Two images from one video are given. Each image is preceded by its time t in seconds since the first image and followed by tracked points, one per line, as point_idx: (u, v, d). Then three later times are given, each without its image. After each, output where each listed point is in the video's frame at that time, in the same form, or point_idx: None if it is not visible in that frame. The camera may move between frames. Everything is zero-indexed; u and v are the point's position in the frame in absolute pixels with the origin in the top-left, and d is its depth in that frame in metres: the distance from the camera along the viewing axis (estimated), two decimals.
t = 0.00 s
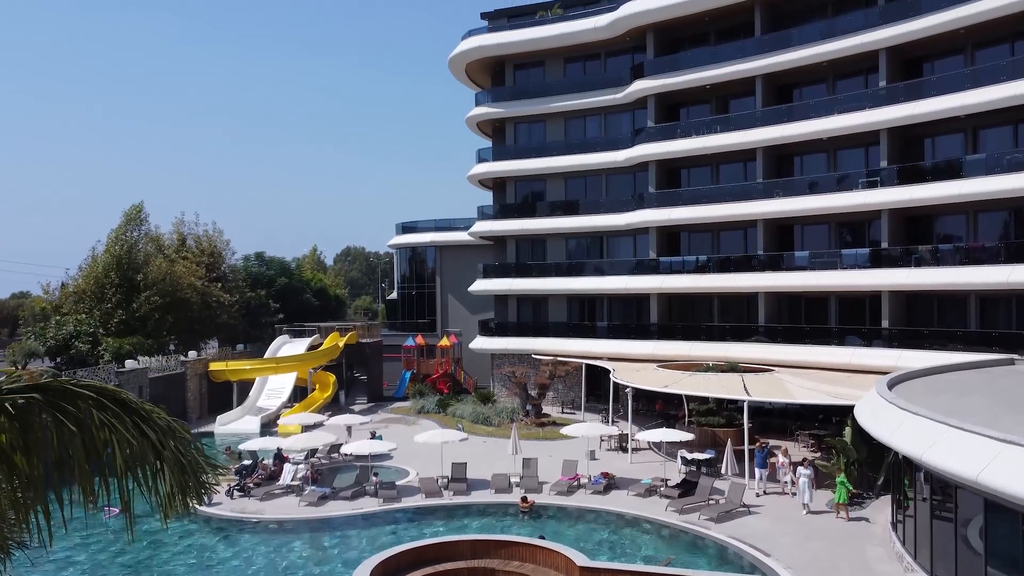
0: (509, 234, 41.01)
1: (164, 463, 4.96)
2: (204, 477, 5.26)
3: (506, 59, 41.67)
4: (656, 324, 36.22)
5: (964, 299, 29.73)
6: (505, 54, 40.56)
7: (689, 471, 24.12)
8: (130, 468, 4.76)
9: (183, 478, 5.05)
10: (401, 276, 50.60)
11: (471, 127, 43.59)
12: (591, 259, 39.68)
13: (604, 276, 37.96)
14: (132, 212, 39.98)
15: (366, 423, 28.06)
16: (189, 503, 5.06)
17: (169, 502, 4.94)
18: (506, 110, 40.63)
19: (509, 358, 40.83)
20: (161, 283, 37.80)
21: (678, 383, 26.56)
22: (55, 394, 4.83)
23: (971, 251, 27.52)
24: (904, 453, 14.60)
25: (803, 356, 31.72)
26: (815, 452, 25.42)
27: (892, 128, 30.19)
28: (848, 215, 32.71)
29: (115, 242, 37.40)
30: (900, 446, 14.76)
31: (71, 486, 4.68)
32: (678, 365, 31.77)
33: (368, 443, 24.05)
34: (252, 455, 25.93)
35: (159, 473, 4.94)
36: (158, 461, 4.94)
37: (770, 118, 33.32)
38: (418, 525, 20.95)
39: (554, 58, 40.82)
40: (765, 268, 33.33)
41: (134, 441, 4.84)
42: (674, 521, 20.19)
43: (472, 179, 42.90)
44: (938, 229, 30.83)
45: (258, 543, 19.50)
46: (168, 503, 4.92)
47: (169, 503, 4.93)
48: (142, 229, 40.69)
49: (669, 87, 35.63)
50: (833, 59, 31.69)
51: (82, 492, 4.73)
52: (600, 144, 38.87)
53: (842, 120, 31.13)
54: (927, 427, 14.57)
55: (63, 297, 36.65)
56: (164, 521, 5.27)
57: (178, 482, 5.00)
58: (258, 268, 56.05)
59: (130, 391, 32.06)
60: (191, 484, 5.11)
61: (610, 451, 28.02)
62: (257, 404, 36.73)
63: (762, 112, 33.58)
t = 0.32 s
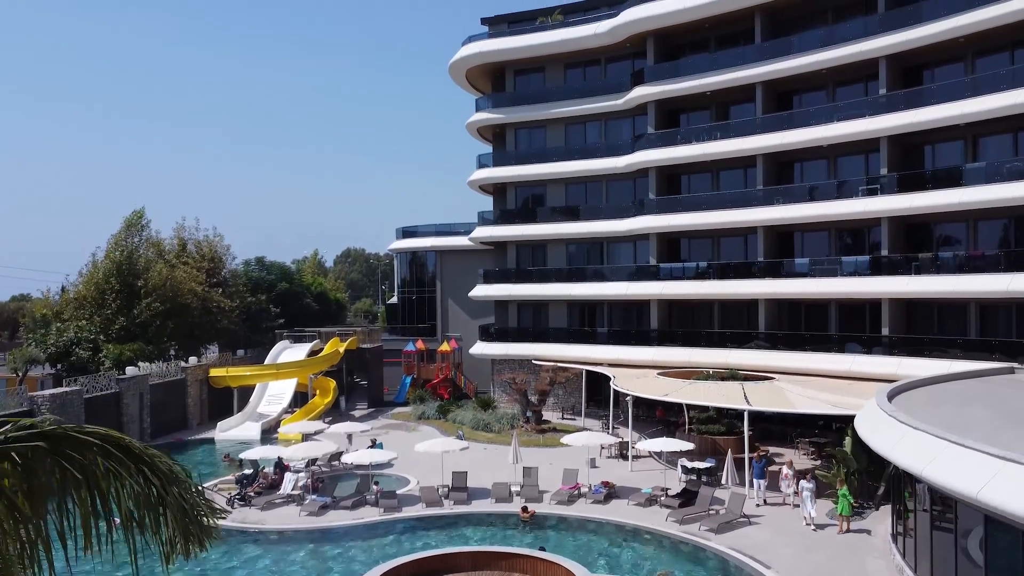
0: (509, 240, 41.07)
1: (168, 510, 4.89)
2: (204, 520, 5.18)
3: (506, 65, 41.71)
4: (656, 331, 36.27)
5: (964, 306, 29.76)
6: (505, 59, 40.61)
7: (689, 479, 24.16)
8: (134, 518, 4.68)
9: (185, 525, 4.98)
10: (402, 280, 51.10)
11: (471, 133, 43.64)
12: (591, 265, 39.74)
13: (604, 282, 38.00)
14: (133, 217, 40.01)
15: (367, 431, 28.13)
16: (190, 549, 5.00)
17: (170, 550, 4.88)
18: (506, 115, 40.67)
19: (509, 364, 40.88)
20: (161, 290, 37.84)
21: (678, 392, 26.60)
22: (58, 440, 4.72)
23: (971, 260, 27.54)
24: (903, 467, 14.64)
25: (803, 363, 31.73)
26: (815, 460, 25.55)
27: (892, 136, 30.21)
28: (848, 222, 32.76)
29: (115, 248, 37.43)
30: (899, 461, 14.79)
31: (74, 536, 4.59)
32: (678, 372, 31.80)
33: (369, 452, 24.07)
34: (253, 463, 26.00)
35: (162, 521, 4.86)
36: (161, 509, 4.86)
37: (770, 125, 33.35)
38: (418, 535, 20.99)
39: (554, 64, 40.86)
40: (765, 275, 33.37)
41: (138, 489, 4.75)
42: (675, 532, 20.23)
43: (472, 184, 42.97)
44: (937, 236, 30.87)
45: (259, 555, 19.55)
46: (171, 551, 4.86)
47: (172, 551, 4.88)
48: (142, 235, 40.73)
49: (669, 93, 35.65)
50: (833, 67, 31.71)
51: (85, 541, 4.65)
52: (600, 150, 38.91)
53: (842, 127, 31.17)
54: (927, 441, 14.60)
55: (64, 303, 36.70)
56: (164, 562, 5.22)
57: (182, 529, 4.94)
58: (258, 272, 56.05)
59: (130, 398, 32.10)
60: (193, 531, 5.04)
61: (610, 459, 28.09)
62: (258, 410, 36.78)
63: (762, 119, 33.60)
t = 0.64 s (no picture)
0: (509, 245, 41.09)
1: (171, 559, 4.86)
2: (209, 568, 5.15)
3: (506, 71, 41.76)
4: (656, 337, 36.29)
5: (965, 315, 29.76)
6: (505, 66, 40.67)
7: (690, 489, 24.19)
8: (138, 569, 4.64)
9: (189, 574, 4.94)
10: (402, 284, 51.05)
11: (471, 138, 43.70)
12: (591, 270, 39.79)
13: (605, 288, 38.02)
14: (133, 222, 40.04)
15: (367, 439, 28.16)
16: None
17: None
18: (506, 121, 40.71)
19: (509, 370, 40.91)
20: (162, 296, 37.91)
21: (679, 400, 26.61)
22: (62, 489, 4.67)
23: (971, 268, 27.55)
24: (903, 482, 14.66)
25: (803, 370, 31.77)
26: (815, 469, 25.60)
27: (892, 143, 30.21)
28: (848, 230, 32.79)
29: (115, 254, 37.49)
30: (900, 475, 14.81)
31: None
32: (678, 380, 31.84)
33: (370, 462, 24.11)
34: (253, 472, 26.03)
35: (165, 571, 4.83)
36: (165, 557, 4.84)
37: (770, 131, 33.37)
38: (419, 546, 21.03)
39: (554, 69, 40.91)
40: (765, 282, 33.40)
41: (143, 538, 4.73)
42: (675, 543, 20.26)
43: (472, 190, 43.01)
44: (937, 244, 30.90)
45: (260, 567, 19.59)
46: None
47: None
48: (143, 240, 40.79)
49: (669, 99, 35.68)
50: (833, 74, 31.73)
51: None
52: (600, 156, 38.95)
53: (842, 135, 31.18)
54: (927, 456, 14.62)
55: (64, 310, 36.76)
56: None
57: None
58: (258, 277, 56.12)
59: (131, 406, 32.14)
60: None
61: (610, 466, 28.14)
62: (258, 416, 36.84)
63: (762, 126, 33.62)
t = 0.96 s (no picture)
0: (509, 250, 41.12)
1: None
2: None
3: (507, 76, 41.79)
4: (657, 343, 36.33)
5: (965, 323, 29.78)
6: (505, 71, 40.68)
7: (690, 498, 24.18)
8: None
9: None
10: (401, 288, 50.75)
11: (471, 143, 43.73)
12: (592, 276, 39.83)
13: (605, 294, 38.03)
14: (133, 228, 40.04)
15: (368, 447, 28.18)
16: None
17: None
18: (506, 127, 40.73)
19: (509, 375, 40.95)
20: (163, 302, 37.89)
21: (679, 409, 26.63)
22: (67, 538, 4.68)
23: (971, 276, 27.56)
24: (905, 498, 14.65)
25: (803, 377, 31.80)
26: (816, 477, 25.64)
27: (892, 151, 30.22)
28: (849, 237, 32.84)
29: (115, 260, 37.49)
30: (902, 491, 14.81)
31: None
32: (679, 387, 31.85)
33: (370, 472, 24.11)
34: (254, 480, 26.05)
35: None
36: None
37: (770, 139, 33.38)
38: (420, 556, 21.05)
39: (554, 75, 40.95)
40: (765, 289, 33.41)
41: None
42: (676, 553, 20.22)
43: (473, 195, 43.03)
44: (937, 251, 30.94)
45: None
46: None
47: None
48: (143, 245, 40.79)
49: (669, 106, 35.67)
50: (834, 81, 31.74)
51: None
52: (600, 162, 38.98)
53: (842, 142, 31.19)
54: (928, 472, 14.63)
55: (64, 316, 36.75)
56: None
57: None
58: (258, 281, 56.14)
59: (132, 412, 32.15)
60: None
61: (610, 474, 28.18)
62: (258, 422, 36.85)
63: (763, 133, 33.63)
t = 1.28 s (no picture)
0: (509, 256, 41.12)
1: None
2: None
3: (507, 82, 41.79)
4: (657, 349, 36.35)
5: (965, 331, 29.81)
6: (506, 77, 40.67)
7: (690, 507, 24.21)
8: None
9: None
10: (402, 292, 51.24)
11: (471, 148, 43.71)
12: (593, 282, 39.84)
13: (605, 300, 38.02)
14: (133, 234, 40.00)
15: (369, 455, 28.19)
16: None
17: None
18: (507, 132, 40.72)
19: (509, 381, 41.00)
20: (163, 308, 37.85)
21: (679, 418, 26.64)
22: None
23: (971, 284, 27.57)
24: (906, 513, 14.67)
25: (803, 384, 31.83)
26: (817, 487, 25.67)
27: (893, 158, 30.23)
28: (849, 244, 32.88)
29: (115, 266, 37.45)
30: (903, 505, 14.84)
31: None
32: (680, 394, 31.85)
33: (371, 481, 24.08)
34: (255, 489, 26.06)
35: None
36: None
37: (770, 145, 33.37)
38: (421, 567, 21.09)
39: (554, 81, 40.96)
40: (766, 295, 33.42)
41: None
42: (676, 565, 20.22)
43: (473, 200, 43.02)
44: (938, 259, 30.99)
45: None
46: None
47: None
48: (143, 251, 40.76)
49: (670, 112, 35.66)
50: (835, 88, 31.74)
51: None
52: (600, 168, 38.99)
53: (843, 149, 31.18)
54: (930, 487, 14.64)
55: (65, 322, 36.70)
56: None
57: None
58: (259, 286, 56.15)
59: (132, 419, 32.14)
60: None
61: (611, 482, 28.21)
62: (258, 428, 36.86)
63: (763, 139, 33.62)
